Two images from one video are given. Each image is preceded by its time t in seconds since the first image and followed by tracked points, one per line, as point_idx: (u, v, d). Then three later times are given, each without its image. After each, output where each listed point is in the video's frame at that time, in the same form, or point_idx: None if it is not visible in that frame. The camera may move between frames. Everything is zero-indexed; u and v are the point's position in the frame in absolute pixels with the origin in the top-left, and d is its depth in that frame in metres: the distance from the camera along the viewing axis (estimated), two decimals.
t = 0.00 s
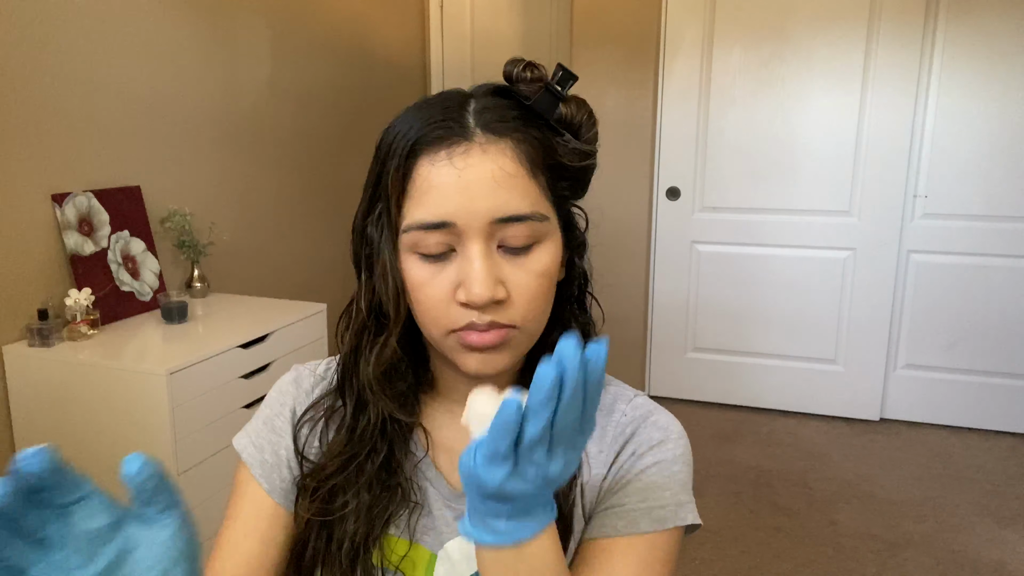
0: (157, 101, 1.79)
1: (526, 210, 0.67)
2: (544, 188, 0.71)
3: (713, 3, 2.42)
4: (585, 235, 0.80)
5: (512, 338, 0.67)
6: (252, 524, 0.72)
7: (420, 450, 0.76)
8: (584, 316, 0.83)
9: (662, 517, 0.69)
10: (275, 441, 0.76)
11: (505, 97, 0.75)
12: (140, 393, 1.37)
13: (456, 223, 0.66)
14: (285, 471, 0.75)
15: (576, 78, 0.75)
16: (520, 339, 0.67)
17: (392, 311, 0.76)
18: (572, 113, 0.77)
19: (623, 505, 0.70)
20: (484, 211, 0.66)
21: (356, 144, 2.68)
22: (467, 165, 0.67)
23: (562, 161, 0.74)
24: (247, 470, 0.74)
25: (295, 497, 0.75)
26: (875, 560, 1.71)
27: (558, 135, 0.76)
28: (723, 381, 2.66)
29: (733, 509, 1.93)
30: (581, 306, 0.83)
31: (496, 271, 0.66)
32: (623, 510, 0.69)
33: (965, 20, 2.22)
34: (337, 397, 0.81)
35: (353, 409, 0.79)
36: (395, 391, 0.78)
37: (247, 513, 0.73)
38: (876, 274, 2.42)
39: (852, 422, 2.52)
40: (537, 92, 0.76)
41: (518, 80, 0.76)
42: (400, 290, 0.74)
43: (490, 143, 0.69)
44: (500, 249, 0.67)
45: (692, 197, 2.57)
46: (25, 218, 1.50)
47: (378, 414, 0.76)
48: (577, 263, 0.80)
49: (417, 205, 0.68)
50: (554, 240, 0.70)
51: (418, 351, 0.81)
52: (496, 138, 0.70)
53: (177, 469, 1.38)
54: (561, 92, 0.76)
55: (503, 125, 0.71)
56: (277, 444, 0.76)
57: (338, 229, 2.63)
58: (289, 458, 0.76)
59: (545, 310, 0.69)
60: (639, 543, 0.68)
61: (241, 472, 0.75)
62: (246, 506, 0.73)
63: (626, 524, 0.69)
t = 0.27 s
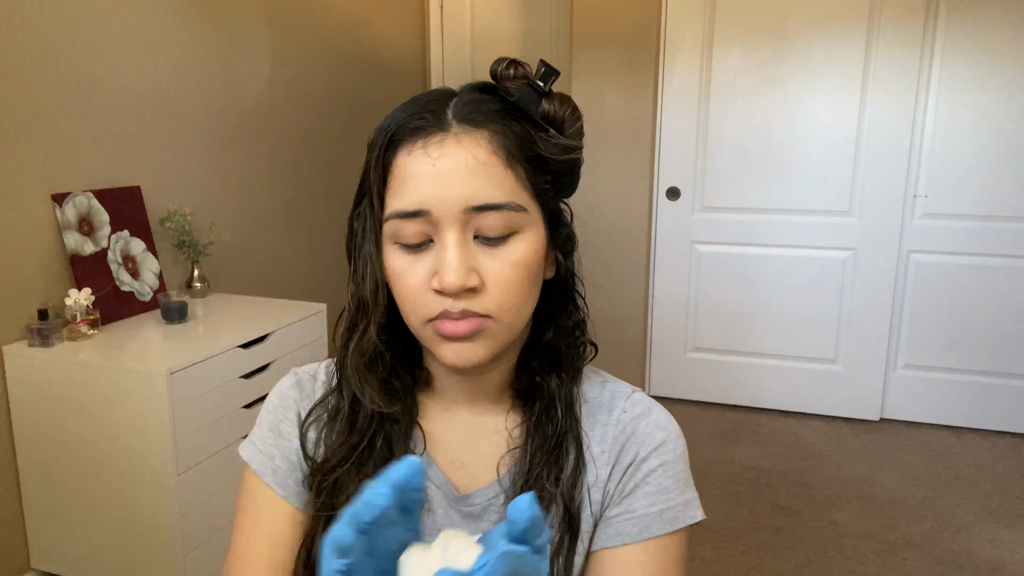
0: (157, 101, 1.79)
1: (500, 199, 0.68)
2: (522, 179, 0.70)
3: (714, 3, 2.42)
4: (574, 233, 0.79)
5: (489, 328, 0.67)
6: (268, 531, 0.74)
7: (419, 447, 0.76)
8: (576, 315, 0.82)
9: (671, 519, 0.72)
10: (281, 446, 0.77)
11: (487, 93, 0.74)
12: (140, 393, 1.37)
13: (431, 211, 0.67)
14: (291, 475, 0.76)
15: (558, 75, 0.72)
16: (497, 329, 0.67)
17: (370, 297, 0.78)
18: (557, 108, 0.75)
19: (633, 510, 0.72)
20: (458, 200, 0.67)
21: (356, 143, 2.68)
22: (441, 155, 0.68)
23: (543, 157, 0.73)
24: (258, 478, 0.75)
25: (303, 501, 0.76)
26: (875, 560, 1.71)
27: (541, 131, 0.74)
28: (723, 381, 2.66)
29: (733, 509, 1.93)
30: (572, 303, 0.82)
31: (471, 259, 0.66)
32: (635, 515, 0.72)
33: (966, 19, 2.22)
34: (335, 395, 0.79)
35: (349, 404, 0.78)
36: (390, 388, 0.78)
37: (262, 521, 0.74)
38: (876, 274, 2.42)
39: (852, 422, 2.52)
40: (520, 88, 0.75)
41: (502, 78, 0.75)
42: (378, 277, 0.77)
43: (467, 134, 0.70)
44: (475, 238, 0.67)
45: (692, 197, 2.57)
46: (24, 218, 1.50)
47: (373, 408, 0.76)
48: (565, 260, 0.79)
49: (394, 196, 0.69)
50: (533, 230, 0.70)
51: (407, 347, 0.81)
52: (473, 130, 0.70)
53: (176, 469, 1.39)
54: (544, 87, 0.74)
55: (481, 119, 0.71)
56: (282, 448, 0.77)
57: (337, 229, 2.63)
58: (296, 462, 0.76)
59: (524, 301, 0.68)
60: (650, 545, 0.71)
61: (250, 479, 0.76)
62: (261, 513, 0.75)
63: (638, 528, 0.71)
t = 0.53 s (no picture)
0: (156, 101, 1.79)
1: (496, 193, 0.68)
2: (519, 174, 0.70)
3: (713, 3, 2.42)
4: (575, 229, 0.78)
5: (488, 321, 0.67)
6: (279, 531, 0.73)
7: (428, 446, 0.76)
8: (577, 310, 0.82)
9: (680, 513, 0.72)
10: (290, 447, 0.75)
11: (483, 90, 0.74)
12: (140, 393, 1.37)
13: (429, 207, 0.68)
14: (301, 475, 0.75)
15: (552, 72, 0.71)
16: (496, 322, 0.68)
17: (373, 291, 0.79)
18: (555, 105, 0.74)
19: (643, 505, 0.72)
20: (454, 195, 0.67)
21: (356, 143, 2.68)
22: (437, 151, 0.69)
23: (539, 155, 0.72)
24: (268, 480, 0.74)
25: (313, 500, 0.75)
26: (875, 560, 1.71)
27: (537, 129, 0.73)
28: (723, 381, 2.66)
29: (733, 509, 1.93)
30: (574, 298, 0.82)
31: (468, 253, 0.67)
32: (647, 510, 0.72)
33: (965, 20, 2.22)
34: (344, 394, 0.79)
35: (356, 401, 0.78)
36: (395, 384, 0.78)
37: (272, 522, 0.73)
38: (876, 274, 2.42)
39: (852, 422, 2.52)
40: (517, 85, 0.74)
41: (500, 76, 0.75)
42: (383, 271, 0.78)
43: (462, 130, 0.70)
44: (473, 233, 0.68)
45: (692, 197, 2.57)
46: (24, 218, 1.50)
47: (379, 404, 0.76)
48: (565, 256, 0.79)
49: (393, 192, 0.70)
50: (532, 223, 0.70)
51: (414, 344, 0.81)
52: (468, 128, 0.70)
53: (176, 469, 1.38)
54: (540, 84, 0.73)
55: (476, 117, 0.71)
56: (291, 448, 0.75)
57: (337, 229, 2.63)
58: (305, 462, 0.76)
59: (524, 294, 0.69)
60: (660, 539, 0.71)
61: (258, 480, 0.75)
62: (271, 513, 0.74)
63: (649, 523, 0.71)
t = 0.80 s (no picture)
0: (157, 101, 1.79)
1: (498, 194, 0.68)
2: (521, 174, 0.70)
3: (714, 3, 2.42)
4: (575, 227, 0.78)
5: (491, 321, 0.68)
6: (284, 531, 0.73)
7: (430, 443, 0.76)
8: (577, 306, 0.82)
9: (683, 505, 0.72)
10: (292, 447, 0.75)
11: (483, 90, 0.73)
12: (140, 393, 1.37)
13: (432, 209, 0.68)
14: (304, 475, 0.75)
15: (552, 73, 0.71)
16: (499, 322, 0.69)
17: (373, 293, 0.79)
18: (555, 104, 0.74)
19: (645, 498, 0.72)
20: (456, 198, 0.68)
21: (355, 143, 2.67)
22: (439, 153, 0.69)
23: (539, 155, 0.72)
24: (271, 481, 0.74)
25: (316, 499, 0.75)
26: (875, 560, 1.71)
27: (537, 129, 0.73)
28: (723, 381, 2.66)
29: (733, 509, 1.93)
30: (574, 296, 0.82)
31: (471, 254, 0.67)
32: (650, 502, 0.71)
33: (965, 20, 2.22)
34: (346, 392, 0.78)
35: (358, 399, 0.78)
36: (396, 381, 0.78)
37: (276, 521, 0.73)
38: (876, 274, 2.42)
39: (852, 422, 2.52)
40: (516, 85, 0.73)
41: (500, 76, 0.74)
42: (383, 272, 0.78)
43: (462, 131, 0.69)
44: (476, 233, 0.68)
45: (692, 197, 2.57)
46: (25, 218, 1.50)
47: (380, 402, 0.76)
48: (566, 254, 0.79)
49: (395, 193, 0.70)
50: (533, 223, 0.70)
51: (415, 342, 0.81)
52: (468, 129, 0.70)
53: (177, 469, 1.39)
54: (540, 85, 0.73)
55: (476, 117, 0.70)
56: (293, 448, 0.75)
57: (337, 228, 2.63)
58: (308, 462, 0.75)
59: (526, 293, 0.69)
60: (663, 531, 0.71)
61: (261, 481, 0.74)
62: (276, 513, 0.74)
63: (651, 516, 0.71)
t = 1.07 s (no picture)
0: (157, 101, 1.79)
1: (499, 192, 0.68)
2: (520, 172, 0.71)
3: (713, 3, 2.42)
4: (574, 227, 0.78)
5: (493, 319, 0.68)
6: (284, 535, 0.72)
7: (431, 443, 0.76)
8: (576, 305, 0.82)
9: (685, 501, 0.72)
10: (291, 450, 0.74)
11: (482, 89, 0.73)
12: (140, 393, 1.37)
13: (432, 208, 0.68)
14: (303, 478, 0.74)
15: (550, 72, 0.71)
16: (501, 320, 0.69)
17: (374, 292, 0.79)
18: (554, 103, 0.74)
19: (648, 494, 0.72)
20: (458, 195, 0.68)
21: (356, 143, 2.68)
22: (440, 151, 0.69)
23: (538, 154, 0.72)
24: (271, 485, 0.73)
25: (317, 502, 0.74)
26: (875, 560, 1.71)
27: (536, 127, 0.73)
28: (723, 381, 2.66)
29: (733, 509, 1.93)
30: (573, 295, 0.82)
31: (473, 253, 0.67)
32: (652, 499, 0.72)
33: (965, 20, 2.22)
34: (345, 393, 0.78)
35: (358, 400, 0.77)
36: (396, 382, 0.78)
37: (276, 526, 0.72)
38: (876, 274, 2.42)
39: (852, 422, 2.52)
40: (515, 85, 0.73)
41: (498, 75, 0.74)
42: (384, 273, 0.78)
43: (462, 129, 0.69)
44: (477, 231, 0.68)
45: (692, 197, 2.57)
46: (24, 218, 1.50)
47: (381, 402, 0.76)
48: (565, 252, 0.79)
49: (395, 192, 0.70)
50: (533, 221, 0.71)
51: (415, 343, 0.81)
52: (468, 128, 0.70)
53: (177, 469, 1.39)
54: (538, 84, 0.73)
55: (475, 117, 0.70)
56: (292, 451, 0.74)
57: (337, 229, 2.63)
58: (307, 465, 0.74)
59: (527, 291, 0.70)
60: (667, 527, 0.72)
61: (259, 485, 0.74)
62: (276, 518, 0.73)
63: (655, 512, 0.71)
